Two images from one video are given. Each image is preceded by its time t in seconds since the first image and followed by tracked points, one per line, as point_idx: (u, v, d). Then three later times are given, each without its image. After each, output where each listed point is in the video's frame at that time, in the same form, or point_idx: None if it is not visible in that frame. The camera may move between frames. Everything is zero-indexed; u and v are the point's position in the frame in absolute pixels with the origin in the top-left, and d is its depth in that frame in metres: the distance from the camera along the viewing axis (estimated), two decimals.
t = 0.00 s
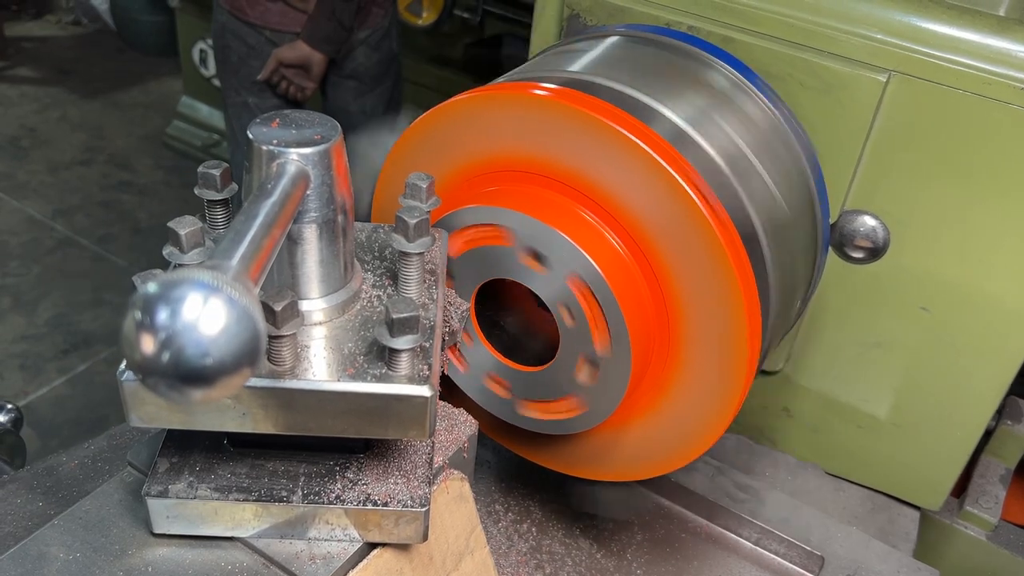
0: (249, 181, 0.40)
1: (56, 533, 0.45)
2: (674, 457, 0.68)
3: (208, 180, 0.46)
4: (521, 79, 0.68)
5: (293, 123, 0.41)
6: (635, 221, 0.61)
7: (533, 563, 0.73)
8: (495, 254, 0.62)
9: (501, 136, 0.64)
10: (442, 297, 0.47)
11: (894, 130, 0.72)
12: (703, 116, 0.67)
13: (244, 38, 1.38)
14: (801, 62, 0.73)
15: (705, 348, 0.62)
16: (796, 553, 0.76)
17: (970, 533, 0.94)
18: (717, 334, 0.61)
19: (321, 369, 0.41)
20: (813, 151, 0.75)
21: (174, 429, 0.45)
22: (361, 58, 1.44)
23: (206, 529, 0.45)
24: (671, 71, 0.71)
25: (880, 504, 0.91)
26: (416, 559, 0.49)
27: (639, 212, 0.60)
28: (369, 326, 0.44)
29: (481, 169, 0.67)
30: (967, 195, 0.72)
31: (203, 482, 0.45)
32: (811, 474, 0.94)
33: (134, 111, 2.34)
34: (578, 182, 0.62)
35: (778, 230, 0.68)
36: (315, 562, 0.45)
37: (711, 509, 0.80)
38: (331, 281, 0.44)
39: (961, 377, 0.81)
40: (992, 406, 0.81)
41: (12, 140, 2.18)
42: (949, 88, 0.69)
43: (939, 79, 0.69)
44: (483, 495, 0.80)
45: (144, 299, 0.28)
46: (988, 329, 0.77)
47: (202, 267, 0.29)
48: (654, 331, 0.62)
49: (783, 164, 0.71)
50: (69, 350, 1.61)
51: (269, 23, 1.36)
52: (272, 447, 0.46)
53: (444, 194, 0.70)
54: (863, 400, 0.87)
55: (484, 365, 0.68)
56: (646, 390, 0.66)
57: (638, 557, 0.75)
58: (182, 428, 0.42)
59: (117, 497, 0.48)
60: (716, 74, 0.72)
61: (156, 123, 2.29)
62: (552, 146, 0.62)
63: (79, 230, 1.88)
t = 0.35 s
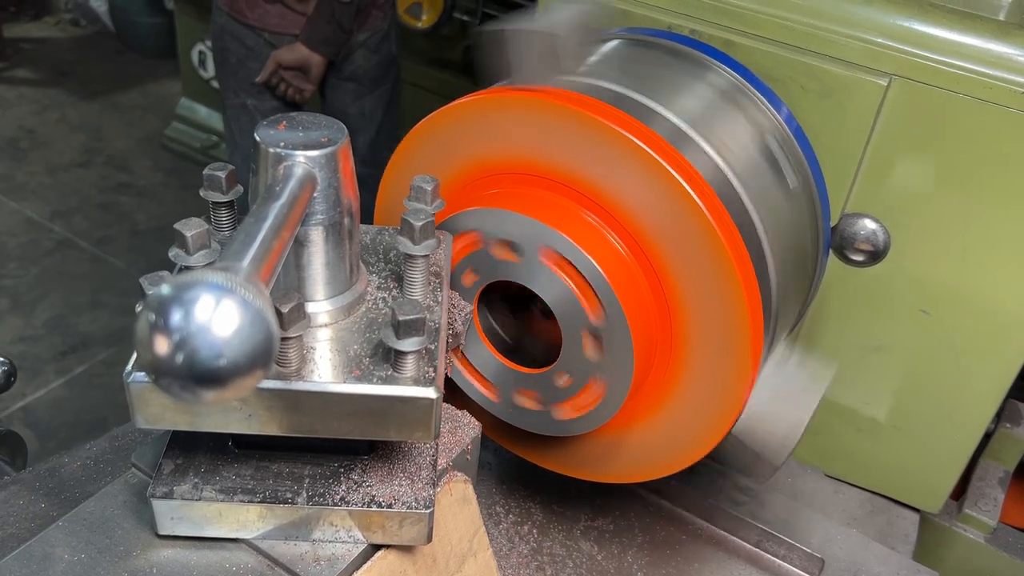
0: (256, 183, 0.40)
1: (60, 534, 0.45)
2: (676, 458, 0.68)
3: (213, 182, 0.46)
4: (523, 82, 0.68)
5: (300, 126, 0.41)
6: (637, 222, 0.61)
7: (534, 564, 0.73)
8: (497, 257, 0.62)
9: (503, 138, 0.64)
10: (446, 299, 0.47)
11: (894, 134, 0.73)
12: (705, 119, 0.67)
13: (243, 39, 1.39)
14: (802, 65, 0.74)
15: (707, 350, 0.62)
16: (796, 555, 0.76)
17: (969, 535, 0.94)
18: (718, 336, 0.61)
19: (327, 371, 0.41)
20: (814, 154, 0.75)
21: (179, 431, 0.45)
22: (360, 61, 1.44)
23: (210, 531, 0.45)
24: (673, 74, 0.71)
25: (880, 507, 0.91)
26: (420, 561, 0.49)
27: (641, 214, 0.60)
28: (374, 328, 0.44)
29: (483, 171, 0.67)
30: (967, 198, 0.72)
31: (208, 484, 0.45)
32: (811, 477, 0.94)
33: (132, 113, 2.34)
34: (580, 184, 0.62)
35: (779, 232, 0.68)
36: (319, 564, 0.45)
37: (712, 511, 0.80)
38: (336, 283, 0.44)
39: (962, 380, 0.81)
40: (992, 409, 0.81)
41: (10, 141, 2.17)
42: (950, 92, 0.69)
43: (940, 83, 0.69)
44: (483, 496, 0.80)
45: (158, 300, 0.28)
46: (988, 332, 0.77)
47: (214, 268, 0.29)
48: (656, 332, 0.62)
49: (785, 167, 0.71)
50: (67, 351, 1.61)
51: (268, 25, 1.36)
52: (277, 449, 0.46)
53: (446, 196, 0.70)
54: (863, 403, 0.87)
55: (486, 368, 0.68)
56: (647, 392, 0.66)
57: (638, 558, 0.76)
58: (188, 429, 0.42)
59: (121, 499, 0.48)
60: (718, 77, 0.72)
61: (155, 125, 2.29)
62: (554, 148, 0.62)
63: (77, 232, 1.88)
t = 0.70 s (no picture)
0: (260, 188, 0.41)
1: (64, 535, 0.46)
2: (673, 461, 0.68)
3: (217, 186, 0.46)
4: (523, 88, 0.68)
5: (304, 131, 0.42)
6: (635, 227, 0.61)
7: (532, 566, 0.74)
8: (495, 261, 0.63)
9: (503, 143, 0.65)
10: (448, 303, 0.48)
11: (890, 140, 0.73)
12: (703, 125, 0.68)
13: (242, 43, 1.39)
14: (799, 72, 0.74)
15: (704, 353, 0.62)
16: (792, 557, 0.77)
17: (965, 539, 0.95)
18: (715, 339, 0.61)
19: (330, 373, 0.41)
20: (811, 160, 0.76)
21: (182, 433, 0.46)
22: (359, 65, 1.49)
23: (213, 532, 0.45)
24: (671, 80, 0.71)
25: (875, 509, 0.92)
26: (420, 562, 0.49)
27: (640, 219, 0.61)
28: (376, 331, 0.45)
29: (483, 176, 0.68)
30: (962, 204, 0.73)
31: (210, 485, 0.45)
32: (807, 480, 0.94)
33: (130, 115, 2.34)
34: (579, 189, 0.63)
35: (777, 237, 0.68)
36: (321, 566, 0.45)
37: (708, 513, 0.81)
38: (339, 287, 0.44)
39: (957, 384, 0.82)
40: (985, 412, 0.82)
41: (7, 144, 2.17)
42: (945, 99, 0.70)
43: (936, 90, 0.70)
44: (481, 498, 0.80)
45: (168, 304, 0.29)
46: (983, 337, 0.78)
47: (223, 273, 0.29)
48: (654, 336, 0.63)
49: (782, 172, 0.72)
50: (64, 353, 1.61)
51: (268, 30, 1.37)
52: (279, 451, 0.47)
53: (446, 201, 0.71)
54: (858, 407, 0.88)
55: (486, 371, 0.68)
56: (646, 395, 0.66)
57: (636, 560, 0.76)
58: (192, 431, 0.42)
59: (124, 501, 0.48)
60: (715, 83, 0.73)
61: (153, 128, 2.29)
62: (554, 153, 0.63)
63: (75, 234, 1.88)
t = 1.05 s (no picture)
0: (269, 188, 0.41)
1: (70, 535, 0.46)
2: (679, 462, 0.68)
3: (224, 186, 0.46)
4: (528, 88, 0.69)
5: (313, 131, 0.42)
6: (641, 227, 0.61)
7: (535, 567, 0.74)
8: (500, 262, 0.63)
9: (508, 144, 0.65)
10: (455, 304, 0.47)
11: (894, 143, 0.74)
12: (708, 126, 0.68)
13: (243, 45, 1.40)
14: (804, 74, 0.75)
15: (710, 353, 0.62)
16: (794, 560, 0.77)
17: (966, 542, 0.95)
18: (721, 339, 0.61)
19: (339, 374, 0.41)
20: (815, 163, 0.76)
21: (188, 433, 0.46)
22: (360, 67, 1.45)
23: (219, 533, 0.45)
24: (675, 81, 0.71)
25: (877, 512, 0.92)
26: (426, 564, 0.49)
27: (646, 219, 0.61)
28: (384, 331, 0.45)
29: (488, 176, 0.68)
30: (966, 207, 0.73)
31: (217, 486, 0.45)
32: (809, 482, 0.94)
33: (130, 116, 2.34)
34: (585, 189, 0.63)
35: (782, 239, 0.69)
36: (327, 567, 0.45)
37: (711, 515, 0.81)
38: (347, 287, 0.44)
39: (959, 386, 0.82)
40: (988, 416, 0.82)
41: (6, 144, 2.17)
42: (950, 102, 0.70)
43: (940, 93, 0.70)
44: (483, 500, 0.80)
45: (184, 302, 0.29)
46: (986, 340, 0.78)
47: (238, 271, 0.29)
48: (660, 337, 0.63)
49: (786, 174, 0.72)
50: (63, 354, 1.60)
51: (269, 32, 1.38)
52: (286, 452, 0.47)
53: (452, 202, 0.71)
54: (861, 409, 0.88)
55: (492, 373, 0.68)
56: (651, 395, 0.66)
57: (638, 562, 0.76)
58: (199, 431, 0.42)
59: (130, 501, 0.48)
60: (720, 85, 0.73)
61: (152, 128, 2.29)
62: (559, 153, 0.63)
63: (74, 235, 1.88)
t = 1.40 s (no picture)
0: (282, 188, 0.41)
1: (80, 535, 0.46)
2: (687, 462, 0.68)
3: (236, 186, 0.46)
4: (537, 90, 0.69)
5: (326, 131, 0.41)
6: (649, 227, 0.61)
7: (541, 569, 0.74)
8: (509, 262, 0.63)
9: (516, 145, 0.65)
10: (466, 305, 0.47)
11: (904, 146, 0.73)
12: (718, 127, 0.68)
13: (248, 45, 1.42)
14: (814, 77, 0.74)
15: (718, 354, 0.62)
16: (800, 562, 0.76)
17: (970, 544, 0.95)
18: (728, 339, 0.61)
19: (350, 374, 0.41)
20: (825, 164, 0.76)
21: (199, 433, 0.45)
22: (364, 67, 1.45)
23: (229, 533, 0.45)
24: (684, 83, 0.71)
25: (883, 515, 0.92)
26: (435, 565, 0.49)
27: (654, 219, 0.61)
28: (395, 332, 0.44)
29: (495, 177, 0.68)
30: (976, 210, 0.73)
31: (227, 486, 0.45)
32: (815, 484, 0.94)
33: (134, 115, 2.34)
34: (593, 189, 0.63)
35: (791, 241, 0.69)
36: (337, 567, 0.45)
37: (717, 517, 0.81)
38: (359, 287, 0.44)
39: (965, 390, 0.82)
40: (995, 421, 0.82)
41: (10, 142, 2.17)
42: (960, 105, 0.70)
43: (951, 97, 0.70)
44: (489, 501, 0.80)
45: (204, 303, 0.29)
46: (995, 343, 0.78)
47: (258, 273, 0.29)
48: (669, 337, 0.63)
49: (795, 175, 0.71)
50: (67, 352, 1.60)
51: (274, 31, 1.39)
52: (296, 453, 0.47)
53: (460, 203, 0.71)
54: (868, 412, 0.88)
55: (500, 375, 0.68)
56: (659, 396, 0.66)
57: (644, 563, 0.76)
58: (212, 431, 0.42)
59: (139, 500, 0.48)
60: (730, 86, 0.73)
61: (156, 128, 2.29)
62: (567, 153, 0.63)
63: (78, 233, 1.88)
